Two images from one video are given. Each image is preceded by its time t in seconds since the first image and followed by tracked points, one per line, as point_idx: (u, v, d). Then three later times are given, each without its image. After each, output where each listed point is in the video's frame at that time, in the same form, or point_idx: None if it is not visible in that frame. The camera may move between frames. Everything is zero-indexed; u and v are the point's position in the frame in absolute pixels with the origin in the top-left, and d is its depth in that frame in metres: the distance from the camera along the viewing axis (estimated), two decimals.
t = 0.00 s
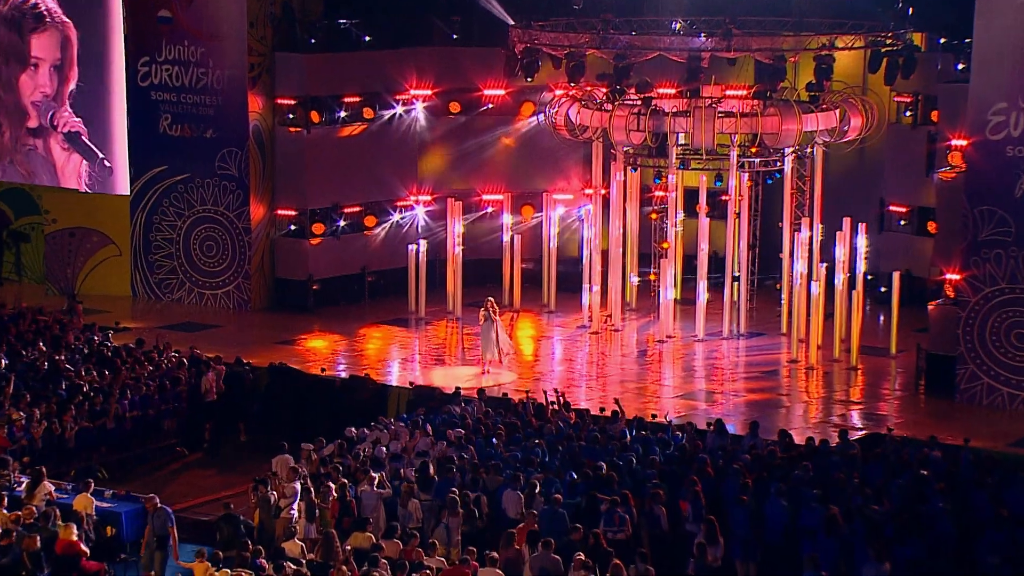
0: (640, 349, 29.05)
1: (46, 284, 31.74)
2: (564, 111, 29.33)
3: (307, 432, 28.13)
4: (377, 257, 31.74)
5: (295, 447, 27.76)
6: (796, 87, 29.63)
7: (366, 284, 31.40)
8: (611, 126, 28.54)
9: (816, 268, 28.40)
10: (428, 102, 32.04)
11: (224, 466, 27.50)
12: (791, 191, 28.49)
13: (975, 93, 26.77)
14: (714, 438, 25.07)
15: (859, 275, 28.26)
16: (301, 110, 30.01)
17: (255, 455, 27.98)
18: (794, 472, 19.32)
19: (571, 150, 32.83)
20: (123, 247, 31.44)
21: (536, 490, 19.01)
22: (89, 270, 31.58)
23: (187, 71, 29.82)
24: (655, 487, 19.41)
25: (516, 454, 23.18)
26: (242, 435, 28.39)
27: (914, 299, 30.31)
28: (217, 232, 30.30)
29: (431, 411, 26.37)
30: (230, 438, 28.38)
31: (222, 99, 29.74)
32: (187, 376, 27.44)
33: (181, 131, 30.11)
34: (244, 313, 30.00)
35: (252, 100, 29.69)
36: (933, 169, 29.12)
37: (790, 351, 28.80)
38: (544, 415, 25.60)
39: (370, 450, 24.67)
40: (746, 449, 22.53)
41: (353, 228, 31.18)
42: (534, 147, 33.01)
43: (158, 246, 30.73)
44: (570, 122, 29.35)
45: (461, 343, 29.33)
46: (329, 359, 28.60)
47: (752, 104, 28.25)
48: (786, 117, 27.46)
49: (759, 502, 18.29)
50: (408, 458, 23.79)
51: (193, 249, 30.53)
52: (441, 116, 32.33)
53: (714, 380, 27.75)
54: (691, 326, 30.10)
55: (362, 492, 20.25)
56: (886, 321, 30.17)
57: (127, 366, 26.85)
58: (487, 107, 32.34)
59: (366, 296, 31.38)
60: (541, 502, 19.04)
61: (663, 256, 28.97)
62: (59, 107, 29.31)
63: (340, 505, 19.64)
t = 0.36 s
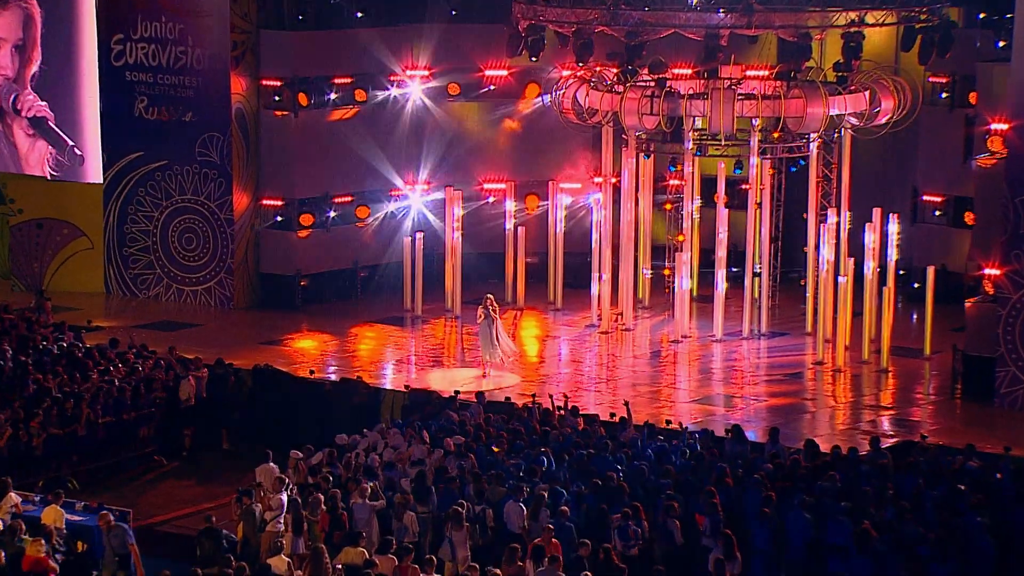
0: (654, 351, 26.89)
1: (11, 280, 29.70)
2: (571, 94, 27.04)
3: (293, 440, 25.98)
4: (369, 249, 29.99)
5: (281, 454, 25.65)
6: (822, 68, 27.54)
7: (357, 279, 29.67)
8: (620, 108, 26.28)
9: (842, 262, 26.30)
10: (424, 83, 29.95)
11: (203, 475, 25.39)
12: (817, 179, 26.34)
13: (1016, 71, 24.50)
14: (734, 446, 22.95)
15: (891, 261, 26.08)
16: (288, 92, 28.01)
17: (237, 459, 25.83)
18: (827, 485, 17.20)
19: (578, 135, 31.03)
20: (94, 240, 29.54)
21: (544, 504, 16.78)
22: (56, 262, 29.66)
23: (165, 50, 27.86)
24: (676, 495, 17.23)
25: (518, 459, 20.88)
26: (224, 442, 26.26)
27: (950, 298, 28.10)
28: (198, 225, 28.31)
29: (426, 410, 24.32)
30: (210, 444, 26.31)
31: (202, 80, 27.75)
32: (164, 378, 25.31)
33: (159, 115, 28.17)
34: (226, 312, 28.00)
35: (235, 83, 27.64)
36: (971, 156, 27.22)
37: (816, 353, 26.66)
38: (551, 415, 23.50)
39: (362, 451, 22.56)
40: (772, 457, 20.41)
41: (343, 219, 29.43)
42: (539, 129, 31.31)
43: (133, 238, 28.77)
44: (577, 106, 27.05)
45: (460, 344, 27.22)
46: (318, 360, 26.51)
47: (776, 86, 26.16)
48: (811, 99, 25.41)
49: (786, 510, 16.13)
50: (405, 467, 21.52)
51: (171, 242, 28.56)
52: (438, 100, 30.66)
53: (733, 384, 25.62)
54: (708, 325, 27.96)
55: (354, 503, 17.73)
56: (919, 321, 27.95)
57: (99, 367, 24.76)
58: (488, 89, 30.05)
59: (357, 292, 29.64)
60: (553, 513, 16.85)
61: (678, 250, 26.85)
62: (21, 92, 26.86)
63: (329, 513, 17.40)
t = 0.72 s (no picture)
0: (670, 352, 24.80)
1: None
2: (579, 74, 25.03)
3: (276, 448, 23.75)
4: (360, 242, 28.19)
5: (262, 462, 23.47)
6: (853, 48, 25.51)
7: (347, 275, 27.84)
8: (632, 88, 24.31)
9: (874, 254, 24.19)
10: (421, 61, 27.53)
11: (176, 483, 23.18)
12: (845, 166, 24.27)
13: None
14: (757, 455, 20.86)
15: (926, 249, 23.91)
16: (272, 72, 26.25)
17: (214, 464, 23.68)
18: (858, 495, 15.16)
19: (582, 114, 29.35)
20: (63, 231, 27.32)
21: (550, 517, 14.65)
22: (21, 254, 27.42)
23: (137, 25, 25.57)
24: (689, 506, 15.24)
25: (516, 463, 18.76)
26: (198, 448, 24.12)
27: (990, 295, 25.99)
28: (175, 216, 26.53)
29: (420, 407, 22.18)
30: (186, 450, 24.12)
31: (180, 59, 25.91)
32: (136, 378, 23.18)
33: (131, 96, 25.95)
34: (205, 308, 26.33)
35: (215, 62, 26.01)
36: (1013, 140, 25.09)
37: (845, 355, 24.55)
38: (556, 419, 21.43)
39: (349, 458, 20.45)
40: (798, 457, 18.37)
41: (332, 209, 27.60)
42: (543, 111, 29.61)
43: (104, 229, 26.65)
44: (586, 86, 25.07)
45: (459, 345, 25.15)
46: (305, 361, 24.42)
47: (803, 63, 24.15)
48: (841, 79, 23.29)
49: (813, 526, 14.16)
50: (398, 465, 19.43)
51: (145, 233, 26.66)
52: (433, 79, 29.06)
53: (754, 389, 23.49)
54: (727, 324, 25.83)
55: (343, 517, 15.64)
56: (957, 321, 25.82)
57: (64, 365, 22.68)
58: (491, 67, 26.88)
59: (347, 288, 27.81)
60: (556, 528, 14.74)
61: (695, 243, 24.73)
62: None
63: (313, 531, 15.24)
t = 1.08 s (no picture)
0: (686, 352, 22.76)
1: None
2: (588, 50, 22.87)
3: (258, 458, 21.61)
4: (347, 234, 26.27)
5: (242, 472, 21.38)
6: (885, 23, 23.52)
7: (335, 270, 25.89)
8: (645, 66, 22.20)
9: (910, 246, 22.15)
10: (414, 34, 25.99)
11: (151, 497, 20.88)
12: (878, 150, 22.24)
13: None
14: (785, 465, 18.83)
15: (968, 235, 21.76)
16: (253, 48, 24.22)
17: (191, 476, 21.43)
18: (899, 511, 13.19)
19: (588, 94, 27.26)
20: (23, 222, 25.13)
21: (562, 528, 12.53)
22: None
23: None
24: (710, 526, 13.21)
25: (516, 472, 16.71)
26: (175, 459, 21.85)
27: None
28: (148, 206, 24.54)
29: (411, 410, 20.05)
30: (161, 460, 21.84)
31: (150, 32, 23.95)
32: (106, 382, 20.96)
33: (98, 74, 23.96)
34: (181, 306, 24.44)
35: (191, 37, 23.99)
36: None
37: (878, 357, 22.49)
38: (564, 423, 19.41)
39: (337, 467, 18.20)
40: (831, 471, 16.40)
41: (319, 197, 25.77)
42: (547, 92, 27.59)
43: (68, 220, 24.53)
44: (595, 63, 22.95)
45: (456, 345, 23.14)
46: (288, 363, 22.36)
47: (830, 39, 22.13)
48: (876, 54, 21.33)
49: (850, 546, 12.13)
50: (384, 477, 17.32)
51: (114, 223, 24.67)
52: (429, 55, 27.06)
53: (779, 394, 21.42)
54: (748, 323, 23.76)
55: (330, 532, 13.08)
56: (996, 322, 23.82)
57: (26, 369, 20.47)
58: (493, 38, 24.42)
59: (335, 285, 25.92)
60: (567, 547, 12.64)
61: (714, 233, 22.66)
62: None
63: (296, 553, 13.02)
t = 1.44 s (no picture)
0: (704, 356, 20.72)
1: None
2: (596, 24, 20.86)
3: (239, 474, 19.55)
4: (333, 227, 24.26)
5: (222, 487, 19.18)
6: None
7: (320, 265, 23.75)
8: (659, 42, 20.22)
9: (950, 239, 20.10)
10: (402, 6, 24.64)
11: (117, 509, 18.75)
12: (915, 133, 20.17)
13: None
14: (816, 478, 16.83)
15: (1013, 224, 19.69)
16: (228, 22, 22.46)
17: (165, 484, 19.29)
18: (940, 529, 11.22)
19: (597, 74, 24.99)
20: None
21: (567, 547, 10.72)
22: None
23: None
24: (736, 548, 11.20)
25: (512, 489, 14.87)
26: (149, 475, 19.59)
27: None
28: (114, 196, 22.84)
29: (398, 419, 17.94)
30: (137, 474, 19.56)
31: (116, 4, 22.32)
32: (66, 391, 18.64)
33: (63, 50, 22.76)
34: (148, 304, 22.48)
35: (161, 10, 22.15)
36: None
37: (914, 360, 20.48)
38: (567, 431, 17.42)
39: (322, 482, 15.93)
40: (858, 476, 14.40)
41: (303, 182, 23.66)
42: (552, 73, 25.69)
43: (28, 209, 23.36)
44: (605, 39, 20.92)
45: (452, 347, 21.14)
46: (268, 367, 20.29)
47: (864, 11, 20.04)
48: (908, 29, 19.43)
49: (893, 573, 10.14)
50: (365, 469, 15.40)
51: (77, 212, 23.13)
52: (423, 27, 24.97)
53: (805, 400, 19.43)
54: (772, 323, 21.75)
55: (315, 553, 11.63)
56: None
57: None
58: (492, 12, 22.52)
59: (322, 281, 23.76)
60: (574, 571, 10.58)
61: (734, 225, 20.66)
62: None
63: None
